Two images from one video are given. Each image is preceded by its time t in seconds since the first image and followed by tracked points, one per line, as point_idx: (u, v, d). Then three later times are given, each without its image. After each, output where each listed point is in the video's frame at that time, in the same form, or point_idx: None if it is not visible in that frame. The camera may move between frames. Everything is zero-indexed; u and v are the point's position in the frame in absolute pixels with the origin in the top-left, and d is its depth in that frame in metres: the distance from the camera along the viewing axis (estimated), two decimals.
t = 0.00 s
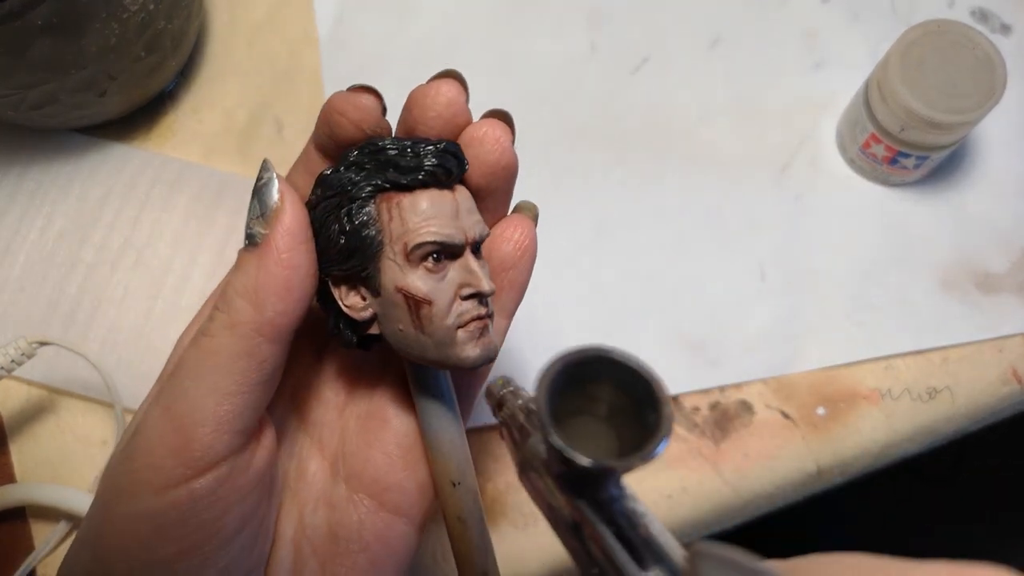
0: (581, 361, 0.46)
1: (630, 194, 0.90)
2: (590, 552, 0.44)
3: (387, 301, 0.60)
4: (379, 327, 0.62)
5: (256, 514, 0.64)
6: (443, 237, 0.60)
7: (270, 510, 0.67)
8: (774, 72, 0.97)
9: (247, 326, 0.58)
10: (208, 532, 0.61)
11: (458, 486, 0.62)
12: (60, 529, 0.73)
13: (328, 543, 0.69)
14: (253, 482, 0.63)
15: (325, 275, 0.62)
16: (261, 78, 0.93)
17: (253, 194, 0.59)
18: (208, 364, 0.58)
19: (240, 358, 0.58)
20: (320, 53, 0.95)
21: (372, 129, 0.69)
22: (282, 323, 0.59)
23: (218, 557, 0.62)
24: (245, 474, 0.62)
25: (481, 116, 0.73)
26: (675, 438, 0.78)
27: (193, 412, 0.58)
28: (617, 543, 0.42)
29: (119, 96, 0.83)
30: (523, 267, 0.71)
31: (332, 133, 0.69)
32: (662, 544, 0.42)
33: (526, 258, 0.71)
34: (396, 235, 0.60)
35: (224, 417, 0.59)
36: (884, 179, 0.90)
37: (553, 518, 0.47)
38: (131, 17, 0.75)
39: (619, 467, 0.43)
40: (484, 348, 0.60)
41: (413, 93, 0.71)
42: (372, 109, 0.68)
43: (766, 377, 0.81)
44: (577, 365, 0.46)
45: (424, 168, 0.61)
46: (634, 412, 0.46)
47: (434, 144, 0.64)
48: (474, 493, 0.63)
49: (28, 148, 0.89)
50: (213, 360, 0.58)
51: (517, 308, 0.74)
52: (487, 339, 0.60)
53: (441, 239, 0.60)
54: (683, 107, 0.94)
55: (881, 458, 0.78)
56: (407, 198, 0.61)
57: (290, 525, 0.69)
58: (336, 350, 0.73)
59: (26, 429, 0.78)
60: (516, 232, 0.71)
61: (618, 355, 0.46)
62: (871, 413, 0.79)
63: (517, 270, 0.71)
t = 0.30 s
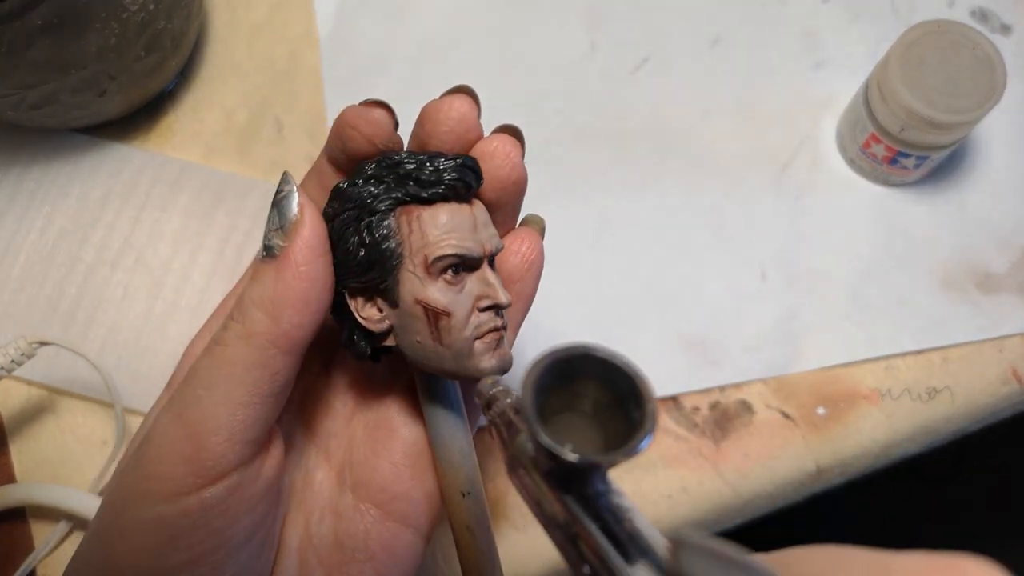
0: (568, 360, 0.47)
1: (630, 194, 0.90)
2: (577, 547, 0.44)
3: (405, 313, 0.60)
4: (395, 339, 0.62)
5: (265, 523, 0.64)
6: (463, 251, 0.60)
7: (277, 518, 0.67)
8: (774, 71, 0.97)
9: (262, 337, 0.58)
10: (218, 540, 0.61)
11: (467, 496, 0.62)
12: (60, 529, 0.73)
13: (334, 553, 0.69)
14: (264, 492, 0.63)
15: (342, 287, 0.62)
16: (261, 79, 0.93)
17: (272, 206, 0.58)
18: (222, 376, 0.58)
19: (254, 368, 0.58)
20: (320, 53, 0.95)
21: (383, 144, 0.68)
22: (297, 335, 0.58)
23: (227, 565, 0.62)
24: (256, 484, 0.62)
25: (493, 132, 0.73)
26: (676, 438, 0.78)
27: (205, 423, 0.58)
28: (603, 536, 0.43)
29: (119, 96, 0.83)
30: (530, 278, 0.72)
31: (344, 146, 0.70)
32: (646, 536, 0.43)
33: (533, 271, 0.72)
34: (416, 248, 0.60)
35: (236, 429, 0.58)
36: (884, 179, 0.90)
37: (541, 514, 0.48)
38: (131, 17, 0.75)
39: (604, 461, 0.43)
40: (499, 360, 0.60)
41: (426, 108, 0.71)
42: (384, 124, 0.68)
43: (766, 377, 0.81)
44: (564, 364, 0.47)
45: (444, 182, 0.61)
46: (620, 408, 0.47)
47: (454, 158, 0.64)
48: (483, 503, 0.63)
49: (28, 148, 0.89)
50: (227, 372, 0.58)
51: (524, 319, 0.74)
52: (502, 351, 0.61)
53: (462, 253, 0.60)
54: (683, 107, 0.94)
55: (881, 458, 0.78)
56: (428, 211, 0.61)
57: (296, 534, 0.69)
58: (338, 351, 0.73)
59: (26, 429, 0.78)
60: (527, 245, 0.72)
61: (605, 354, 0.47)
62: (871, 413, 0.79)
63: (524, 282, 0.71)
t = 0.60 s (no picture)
0: (560, 346, 0.45)
1: (630, 194, 0.90)
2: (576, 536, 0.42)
3: (409, 318, 0.60)
4: (399, 344, 0.61)
5: (263, 529, 0.65)
6: (469, 255, 0.60)
7: (277, 524, 0.67)
8: (774, 72, 0.97)
9: (262, 345, 0.57)
10: (217, 546, 0.61)
11: (469, 501, 0.62)
12: (60, 529, 0.73)
13: (335, 558, 0.69)
14: (263, 499, 0.63)
15: (345, 293, 0.62)
16: (261, 79, 0.93)
17: (274, 212, 0.58)
18: (221, 383, 0.58)
19: (254, 375, 0.58)
20: (320, 53, 0.95)
21: (384, 149, 0.68)
22: (299, 342, 0.58)
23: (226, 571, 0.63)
24: (255, 491, 0.62)
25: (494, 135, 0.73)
26: (675, 438, 0.78)
27: (204, 431, 0.58)
28: (595, 520, 0.41)
29: (119, 96, 0.83)
30: (530, 282, 0.72)
31: (344, 151, 0.70)
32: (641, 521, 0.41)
33: (532, 274, 0.72)
34: (420, 253, 0.60)
35: (235, 437, 0.58)
36: (883, 179, 0.90)
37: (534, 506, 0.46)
38: (131, 17, 0.75)
39: (597, 445, 0.42)
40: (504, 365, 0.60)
41: (427, 112, 0.71)
42: (384, 128, 0.68)
43: (766, 377, 0.81)
44: (555, 350, 0.45)
45: (449, 187, 0.61)
46: (613, 394, 0.45)
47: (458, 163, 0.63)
48: (483, 509, 0.63)
49: (28, 147, 0.89)
50: (227, 379, 0.58)
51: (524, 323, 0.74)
52: (507, 356, 0.60)
53: (467, 257, 0.60)
54: (684, 107, 0.94)
55: (881, 458, 0.78)
56: (432, 216, 0.61)
57: (296, 539, 0.70)
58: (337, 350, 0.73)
59: (26, 429, 0.78)
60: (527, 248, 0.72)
61: (597, 337, 0.45)
62: (870, 413, 0.79)
63: (525, 286, 0.71)
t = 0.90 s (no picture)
0: (543, 359, 0.45)
1: (630, 194, 0.90)
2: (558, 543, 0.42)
3: (428, 320, 0.60)
4: (417, 349, 0.61)
5: (269, 533, 0.64)
6: (486, 256, 0.60)
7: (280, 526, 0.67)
8: (774, 72, 0.97)
9: (276, 351, 0.57)
10: (224, 550, 0.61)
11: (478, 506, 0.61)
12: (60, 529, 0.73)
13: (335, 562, 0.69)
14: (270, 503, 0.63)
15: (361, 298, 0.61)
16: (262, 79, 0.93)
17: (292, 220, 0.58)
18: (232, 388, 0.57)
19: (267, 381, 0.58)
20: (320, 53, 0.95)
21: (382, 161, 0.69)
22: (312, 348, 0.58)
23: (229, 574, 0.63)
24: (263, 497, 0.62)
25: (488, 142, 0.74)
26: (675, 438, 0.78)
27: (214, 436, 0.57)
28: (576, 529, 0.41)
29: (119, 96, 0.83)
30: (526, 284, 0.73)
31: (343, 163, 0.70)
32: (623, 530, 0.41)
33: (528, 278, 0.73)
34: (439, 255, 0.60)
35: (246, 442, 0.58)
36: (883, 179, 0.90)
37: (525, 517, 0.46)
38: (131, 17, 0.75)
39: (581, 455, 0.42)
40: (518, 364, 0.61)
41: (423, 122, 0.72)
42: (382, 141, 0.69)
43: (766, 377, 0.81)
44: (539, 364, 0.45)
45: (465, 190, 0.62)
46: (592, 406, 0.45)
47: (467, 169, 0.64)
48: (491, 516, 0.61)
49: (28, 147, 0.89)
50: (239, 384, 0.57)
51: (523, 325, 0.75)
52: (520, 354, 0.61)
53: (485, 258, 0.60)
54: (684, 107, 0.94)
55: (881, 458, 0.78)
56: (448, 218, 0.61)
57: (296, 542, 0.70)
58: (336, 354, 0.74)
59: (26, 429, 0.78)
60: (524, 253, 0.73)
61: (580, 350, 0.45)
62: (871, 413, 0.79)
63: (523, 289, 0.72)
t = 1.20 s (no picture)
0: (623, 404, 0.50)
1: (630, 195, 0.90)
2: None
3: (465, 268, 0.59)
4: (453, 298, 0.60)
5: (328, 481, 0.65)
6: (517, 207, 0.61)
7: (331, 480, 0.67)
8: (773, 72, 0.97)
9: (335, 291, 0.60)
10: (286, 499, 0.61)
11: (514, 457, 0.62)
12: (61, 528, 0.73)
13: (382, 520, 0.70)
14: (330, 447, 0.64)
15: (402, 248, 0.61)
16: (263, 79, 0.93)
17: (340, 171, 0.61)
18: (293, 329, 0.59)
19: (323, 322, 0.60)
20: (321, 53, 0.95)
21: (415, 133, 0.70)
22: (366, 291, 0.60)
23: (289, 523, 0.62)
24: (324, 440, 0.63)
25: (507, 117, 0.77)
26: (675, 438, 0.79)
27: (277, 375, 0.59)
28: None
29: (119, 96, 0.83)
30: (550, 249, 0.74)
31: (375, 138, 0.71)
32: None
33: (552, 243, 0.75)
34: (472, 205, 0.60)
35: (309, 380, 0.60)
36: (883, 180, 0.90)
37: None
38: (132, 18, 0.75)
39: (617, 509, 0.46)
40: (548, 310, 0.61)
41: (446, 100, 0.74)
42: (416, 113, 0.69)
43: (766, 376, 0.81)
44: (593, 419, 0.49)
45: (496, 145, 0.62)
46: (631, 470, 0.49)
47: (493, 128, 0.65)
48: (528, 466, 0.62)
49: (29, 147, 0.89)
50: (299, 325, 0.59)
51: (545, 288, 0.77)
52: (549, 302, 0.62)
53: (516, 208, 0.61)
54: (684, 107, 0.94)
55: (881, 458, 0.78)
56: (480, 171, 0.62)
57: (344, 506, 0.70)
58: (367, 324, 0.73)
59: (27, 429, 0.78)
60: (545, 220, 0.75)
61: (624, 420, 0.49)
62: (870, 413, 0.79)
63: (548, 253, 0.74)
